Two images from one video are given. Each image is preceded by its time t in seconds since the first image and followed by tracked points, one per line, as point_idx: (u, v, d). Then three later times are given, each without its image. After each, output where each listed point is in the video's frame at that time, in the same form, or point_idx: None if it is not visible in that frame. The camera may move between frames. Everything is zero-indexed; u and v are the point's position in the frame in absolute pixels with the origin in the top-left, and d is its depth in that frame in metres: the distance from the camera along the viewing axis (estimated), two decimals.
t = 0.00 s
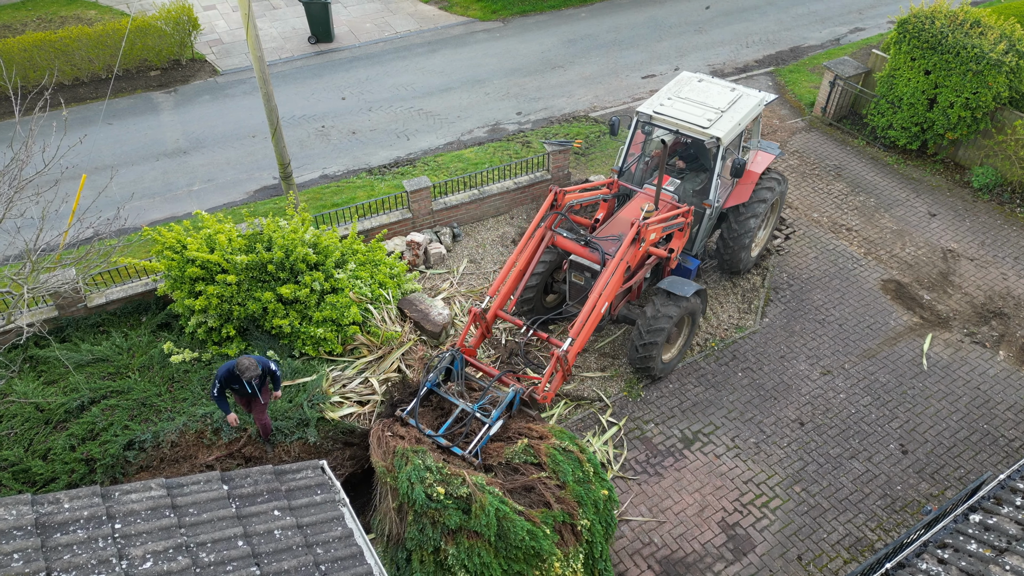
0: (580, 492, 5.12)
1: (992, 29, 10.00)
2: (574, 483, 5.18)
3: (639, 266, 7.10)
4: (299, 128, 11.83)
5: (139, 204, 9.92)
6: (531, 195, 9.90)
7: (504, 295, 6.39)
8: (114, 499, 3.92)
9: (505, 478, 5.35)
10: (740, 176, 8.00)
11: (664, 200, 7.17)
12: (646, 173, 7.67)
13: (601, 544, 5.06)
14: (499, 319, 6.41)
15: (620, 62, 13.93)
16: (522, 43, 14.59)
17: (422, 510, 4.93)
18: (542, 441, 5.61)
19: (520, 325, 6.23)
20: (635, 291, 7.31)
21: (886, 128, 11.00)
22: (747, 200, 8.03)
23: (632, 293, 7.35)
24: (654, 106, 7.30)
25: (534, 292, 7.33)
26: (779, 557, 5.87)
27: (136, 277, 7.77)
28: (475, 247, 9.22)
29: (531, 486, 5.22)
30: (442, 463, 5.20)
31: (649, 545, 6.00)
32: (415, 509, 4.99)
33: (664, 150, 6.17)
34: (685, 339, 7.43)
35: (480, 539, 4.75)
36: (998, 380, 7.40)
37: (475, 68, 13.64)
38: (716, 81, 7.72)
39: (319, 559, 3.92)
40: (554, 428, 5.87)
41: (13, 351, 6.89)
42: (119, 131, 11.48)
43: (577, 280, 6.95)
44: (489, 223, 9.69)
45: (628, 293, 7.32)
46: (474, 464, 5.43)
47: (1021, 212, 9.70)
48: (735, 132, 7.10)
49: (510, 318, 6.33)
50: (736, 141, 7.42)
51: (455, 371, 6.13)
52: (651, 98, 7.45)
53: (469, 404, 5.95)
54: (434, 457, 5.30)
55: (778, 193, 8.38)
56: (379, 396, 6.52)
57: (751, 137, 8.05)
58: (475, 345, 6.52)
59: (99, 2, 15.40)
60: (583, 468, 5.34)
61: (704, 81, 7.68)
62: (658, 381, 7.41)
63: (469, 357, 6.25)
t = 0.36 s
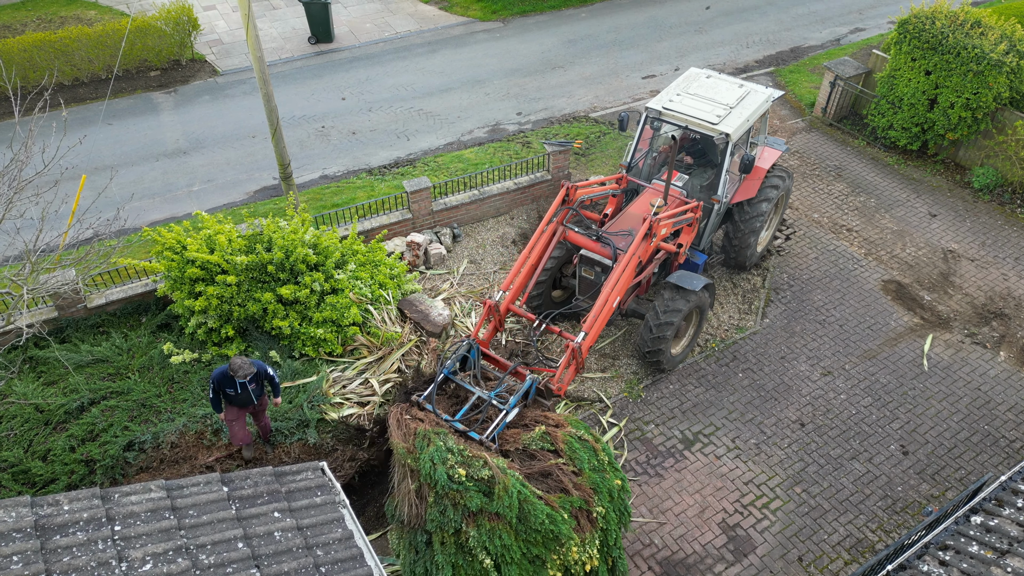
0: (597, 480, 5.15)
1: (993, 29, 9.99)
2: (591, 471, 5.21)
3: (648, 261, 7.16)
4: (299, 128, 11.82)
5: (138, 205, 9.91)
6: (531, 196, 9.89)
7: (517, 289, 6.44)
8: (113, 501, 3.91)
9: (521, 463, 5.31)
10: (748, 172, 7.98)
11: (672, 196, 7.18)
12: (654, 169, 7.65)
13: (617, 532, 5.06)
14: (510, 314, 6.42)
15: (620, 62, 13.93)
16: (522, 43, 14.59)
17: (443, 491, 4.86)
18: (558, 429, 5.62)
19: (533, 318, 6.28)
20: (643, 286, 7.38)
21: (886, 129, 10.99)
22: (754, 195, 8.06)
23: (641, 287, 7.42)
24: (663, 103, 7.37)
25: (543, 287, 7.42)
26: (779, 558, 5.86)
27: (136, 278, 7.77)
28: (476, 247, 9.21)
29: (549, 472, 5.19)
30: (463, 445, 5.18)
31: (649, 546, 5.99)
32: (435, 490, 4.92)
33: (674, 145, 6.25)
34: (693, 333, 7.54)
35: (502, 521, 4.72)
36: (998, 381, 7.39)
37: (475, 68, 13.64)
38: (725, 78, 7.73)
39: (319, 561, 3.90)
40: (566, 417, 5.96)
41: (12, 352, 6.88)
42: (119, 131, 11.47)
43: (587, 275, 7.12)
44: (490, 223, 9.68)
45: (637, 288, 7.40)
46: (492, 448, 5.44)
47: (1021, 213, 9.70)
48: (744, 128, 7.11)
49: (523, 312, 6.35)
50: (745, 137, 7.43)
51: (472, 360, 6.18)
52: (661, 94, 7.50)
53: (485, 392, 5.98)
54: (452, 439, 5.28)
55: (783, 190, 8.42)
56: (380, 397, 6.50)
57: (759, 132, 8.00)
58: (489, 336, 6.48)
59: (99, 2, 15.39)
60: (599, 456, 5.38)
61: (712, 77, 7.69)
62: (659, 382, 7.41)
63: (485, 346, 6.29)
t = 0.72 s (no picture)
0: (607, 467, 5.26)
1: (992, 29, 9.99)
2: (601, 458, 5.30)
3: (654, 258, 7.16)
4: (299, 128, 11.82)
5: (139, 205, 9.91)
6: (531, 195, 9.89)
7: (524, 284, 6.49)
8: (114, 500, 3.91)
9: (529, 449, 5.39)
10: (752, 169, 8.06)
11: (677, 192, 7.13)
12: (659, 166, 7.76)
13: (625, 520, 5.15)
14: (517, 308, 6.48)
15: (620, 62, 13.92)
16: (522, 43, 14.59)
17: (459, 469, 4.94)
18: (567, 417, 5.67)
19: (539, 313, 6.31)
20: (648, 282, 7.40)
21: (886, 128, 10.99)
22: (758, 192, 8.10)
23: (646, 283, 7.45)
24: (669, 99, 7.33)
25: (548, 282, 7.44)
26: (780, 557, 5.86)
27: (136, 278, 7.77)
28: (476, 247, 9.21)
29: (559, 457, 5.28)
30: (477, 425, 5.26)
31: (650, 546, 5.99)
32: (450, 468, 5.00)
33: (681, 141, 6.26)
34: (698, 327, 7.57)
35: (518, 498, 4.81)
36: (998, 381, 7.39)
37: (475, 68, 13.64)
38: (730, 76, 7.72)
39: (319, 560, 3.90)
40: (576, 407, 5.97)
41: (12, 352, 6.88)
42: (119, 131, 11.47)
43: (593, 270, 7.12)
44: (489, 223, 9.68)
45: (642, 284, 7.43)
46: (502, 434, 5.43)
47: (1021, 212, 9.70)
48: (749, 126, 7.10)
49: (529, 306, 6.40)
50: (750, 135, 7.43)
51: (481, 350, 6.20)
52: (666, 91, 7.46)
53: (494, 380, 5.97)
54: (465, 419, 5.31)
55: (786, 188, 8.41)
56: (379, 397, 6.50)
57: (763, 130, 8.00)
58: (496, 332, 6.58)
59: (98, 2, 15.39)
60: (607, 446, 5.49)
61: (717, 75, 7.68)
62: (659, 382, 7.40)
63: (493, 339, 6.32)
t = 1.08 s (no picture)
0: (607, 463, 5.30)
1: (992, 29, 9.99)
2: (601, 455, 5.34)
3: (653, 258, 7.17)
4: (300, 128, 11.83)
5: (139, 204, 9.92)
6: (531, 195, 9.89)
7: (524, 285, 6.49)
8: (115, 498, 3.92)
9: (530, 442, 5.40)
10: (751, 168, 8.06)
11: (676, 193, 7.16)
12: (658, 165, 7.78)
13: (623, 518, 5.17)
14: (517, 308, 6.49)
15: (620, 62, 13.94)
16: (522, 43, 14.60)
17: (461, 458, 4.96)
18: (568, 413, 5.68)
19: (538, 314, 6.32)
20: (647, 282, 7.42)
21: (886, 128, 11.00)
22: (757, 191, 8.10)
23: (645, 283, 7.46)
24: (667, 99, 7.33)
25: (547, 283, 7.45)
26: (780, 556, 5.87)
27: (136, 277, 7.77)
28: (476, 247, 9.22)
29: (560, 451, 5.30)
30: (480, 414, 5.28)
31: (650, 545, 5.99)
32: (452, 456, 5.01)
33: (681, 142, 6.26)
34: (698, 327, 7.57)
35: (519, 489, 4.84)
36: (998, 380, 7.40)
37: (475, 68, 13.65)
38: (729, 76, 7.73)
39: (320, 558, 3.91)
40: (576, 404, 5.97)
41: (13, 351, 6.89)
42: (119, 131, 11.48)
43: (592, 271, 7.13)
44: (489, 223, 9.69)
45: (641, 284, 7.44)
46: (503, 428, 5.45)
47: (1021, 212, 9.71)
48: (748, 126, 7.10)
49: (528, 307, 6.41)
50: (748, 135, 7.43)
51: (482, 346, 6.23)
52: (664, 91, 7.46)
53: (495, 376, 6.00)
54: (469, 409, 5.33)
55: (785, 187, 8.44)
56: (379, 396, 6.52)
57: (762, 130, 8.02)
58: (497, 331, 6.62)
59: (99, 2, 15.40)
60: (607, 443, 5.53)
61: (716, 75, 7.68)
62: (659, 381, 7.41)
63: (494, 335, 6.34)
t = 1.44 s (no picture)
0: (610, 455, 5.32)
1: (992, 29, 9.99)
2: (605, 447, 5.36)
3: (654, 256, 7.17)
4: (300, 128, 11.84)
5: (140, 204, 9.93)
6: (532, 195, 9.91)
7: (525, 283, 6.50)
8: (118, 496, 3.93)
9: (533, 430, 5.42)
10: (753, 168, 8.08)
11: (677, 191, 7.19)
12: (659, 165, 7.75)
13: (625, 510, 5.16)
14: (518, 306, 6.50)
15: (620, 62, 13.95)
16: (522, 43, 14.61)
17: (467, 437, 4.96)
18: (572, 404, 5.69)
19: (540, 312, 6.33)
20: (648, 281, 7.41)
21: (886, 128, 11.02)
22: (759, 191, 8.11)
23: (646, 282, 7.46)
24: (669, 99, 7.40)
25: (549, 281, 7.46)
26: (780, 555, 5.88)
27: (138, 277, 7.78)
28: (476, 246, 9.23)
29: (564, 440, 5.31)
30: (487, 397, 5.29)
31: (650, 543, 6.00)
32: (458, 436, 5.00)
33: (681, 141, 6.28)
34: (699, 325, 7.58)
35: (525, 470, 4.86)
36: (998, 379, 7.41)
37: (476, 67, 13.65)
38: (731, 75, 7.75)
39: (322, 556, 3.93)
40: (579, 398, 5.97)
41: (15, 350, 6.91)
42: (120, 131, 11.49)
43: (593, 269, 7.13)
44: (490, 222, 9.70)
45: (642, 283, 7.45)
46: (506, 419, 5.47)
47: (1021, 212, 9.72)
48: (749, 125, 7.14)
49: (529, 305, 6.41)
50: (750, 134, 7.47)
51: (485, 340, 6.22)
52: (666, 91, 7.51)
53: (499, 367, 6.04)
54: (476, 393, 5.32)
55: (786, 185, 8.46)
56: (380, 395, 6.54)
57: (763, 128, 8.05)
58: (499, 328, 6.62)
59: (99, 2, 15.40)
60: (609, 436, 5.54)
61: (718, 74, 7.71)
62: (660, 380, 7.42)
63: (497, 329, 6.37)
